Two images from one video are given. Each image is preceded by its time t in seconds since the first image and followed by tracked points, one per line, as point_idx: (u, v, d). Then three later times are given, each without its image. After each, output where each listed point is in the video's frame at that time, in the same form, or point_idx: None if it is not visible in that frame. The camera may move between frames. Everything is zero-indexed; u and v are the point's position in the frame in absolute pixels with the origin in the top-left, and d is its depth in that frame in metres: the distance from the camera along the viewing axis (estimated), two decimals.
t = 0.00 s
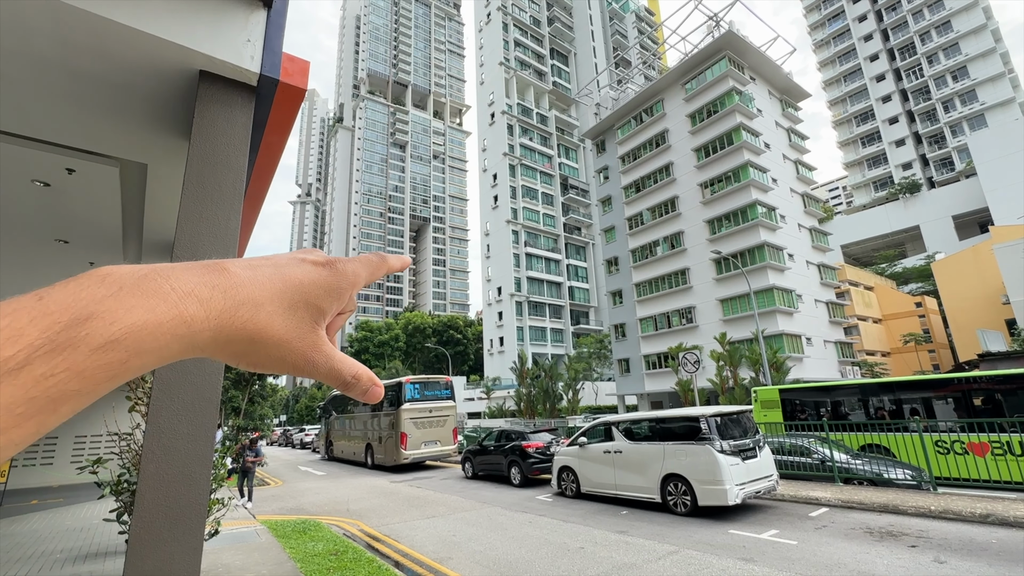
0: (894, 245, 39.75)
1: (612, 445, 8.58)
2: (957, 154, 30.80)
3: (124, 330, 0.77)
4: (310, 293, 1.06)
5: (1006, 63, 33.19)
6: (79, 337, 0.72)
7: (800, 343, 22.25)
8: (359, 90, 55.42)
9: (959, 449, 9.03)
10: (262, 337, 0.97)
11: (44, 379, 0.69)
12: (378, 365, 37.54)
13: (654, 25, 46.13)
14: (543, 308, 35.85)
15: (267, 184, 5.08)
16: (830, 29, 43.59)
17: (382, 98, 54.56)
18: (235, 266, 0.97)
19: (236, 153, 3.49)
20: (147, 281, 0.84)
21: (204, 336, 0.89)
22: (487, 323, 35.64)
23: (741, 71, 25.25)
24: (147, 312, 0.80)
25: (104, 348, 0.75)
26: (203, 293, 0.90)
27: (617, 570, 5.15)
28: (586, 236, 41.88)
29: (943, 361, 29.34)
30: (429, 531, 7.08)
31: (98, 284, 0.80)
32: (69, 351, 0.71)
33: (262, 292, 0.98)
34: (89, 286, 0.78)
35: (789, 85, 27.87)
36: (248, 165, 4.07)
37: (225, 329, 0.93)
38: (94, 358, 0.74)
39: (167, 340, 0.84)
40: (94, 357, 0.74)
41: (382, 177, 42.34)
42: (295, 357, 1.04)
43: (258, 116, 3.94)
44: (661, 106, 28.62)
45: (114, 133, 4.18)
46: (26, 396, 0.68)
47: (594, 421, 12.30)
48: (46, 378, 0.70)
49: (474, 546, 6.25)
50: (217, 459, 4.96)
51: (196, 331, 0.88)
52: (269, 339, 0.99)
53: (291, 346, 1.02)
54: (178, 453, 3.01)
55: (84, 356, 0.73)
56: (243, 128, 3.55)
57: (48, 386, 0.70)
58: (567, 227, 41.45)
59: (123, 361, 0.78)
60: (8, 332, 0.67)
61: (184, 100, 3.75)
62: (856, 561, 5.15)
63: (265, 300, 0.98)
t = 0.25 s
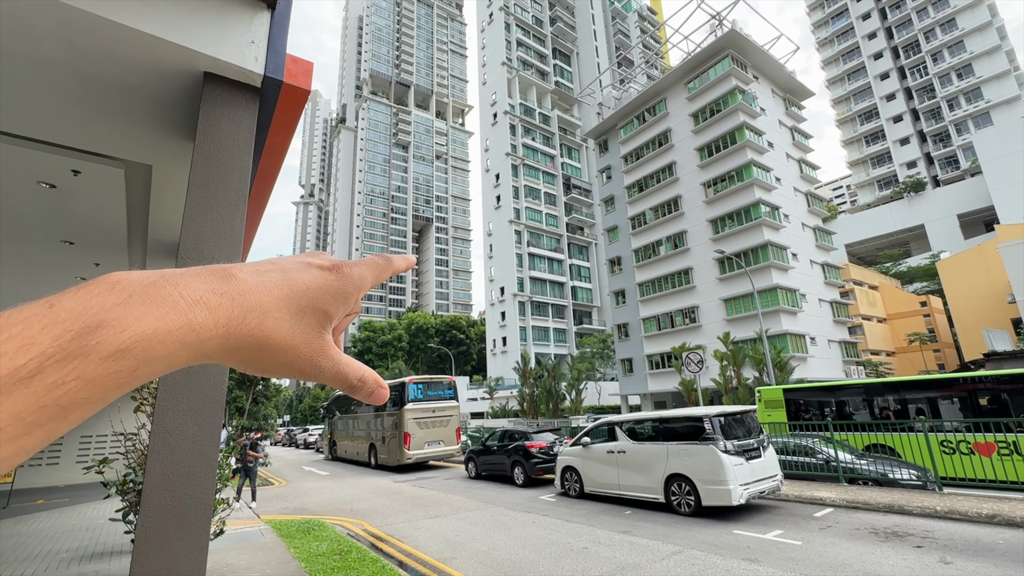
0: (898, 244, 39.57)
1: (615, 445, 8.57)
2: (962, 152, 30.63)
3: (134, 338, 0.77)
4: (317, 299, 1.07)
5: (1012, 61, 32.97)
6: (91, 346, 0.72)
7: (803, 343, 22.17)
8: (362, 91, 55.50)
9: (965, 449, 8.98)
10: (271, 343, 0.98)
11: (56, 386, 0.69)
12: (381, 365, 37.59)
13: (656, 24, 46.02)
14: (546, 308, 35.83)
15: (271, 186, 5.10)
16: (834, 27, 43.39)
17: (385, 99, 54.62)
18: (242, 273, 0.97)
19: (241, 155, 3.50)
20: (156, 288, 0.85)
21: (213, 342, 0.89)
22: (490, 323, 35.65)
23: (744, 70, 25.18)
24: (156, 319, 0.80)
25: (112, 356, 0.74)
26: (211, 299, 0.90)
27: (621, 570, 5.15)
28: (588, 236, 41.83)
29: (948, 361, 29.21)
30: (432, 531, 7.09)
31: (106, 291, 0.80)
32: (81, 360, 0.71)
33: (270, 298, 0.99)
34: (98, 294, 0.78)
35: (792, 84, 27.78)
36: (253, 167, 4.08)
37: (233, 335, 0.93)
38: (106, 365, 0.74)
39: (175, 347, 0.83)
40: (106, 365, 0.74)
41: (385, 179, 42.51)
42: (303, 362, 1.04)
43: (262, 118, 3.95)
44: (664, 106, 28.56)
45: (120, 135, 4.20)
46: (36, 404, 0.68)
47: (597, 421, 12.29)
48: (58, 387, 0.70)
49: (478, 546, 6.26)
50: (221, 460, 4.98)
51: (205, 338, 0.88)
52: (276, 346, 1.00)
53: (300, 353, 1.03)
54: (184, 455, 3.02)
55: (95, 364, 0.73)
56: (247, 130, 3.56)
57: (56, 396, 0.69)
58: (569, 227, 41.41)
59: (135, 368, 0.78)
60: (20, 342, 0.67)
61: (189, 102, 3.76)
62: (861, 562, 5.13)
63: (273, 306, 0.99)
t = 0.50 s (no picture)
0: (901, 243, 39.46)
1: (617, 444, 8.56)
2: (965, 151, 30.52)
3: (119, 321, 0.75)
4: (306, 285, 1.07)
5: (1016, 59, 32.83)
6: (73, 329, 0.69)
7: (806, 342, 22.13)
8: (364, 91, 55.53)
9: (968, 449, 8.95)
10: (262, 329, 0.97)
11: (38, 371, 0.66)
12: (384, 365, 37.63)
13: (658, 24, 45.93)
14: (548, 308, 35.83)
15: (272, 186, 5.10)
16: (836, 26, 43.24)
17: (386, 99, 54.64)
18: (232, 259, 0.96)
19: (243, 154, 3.51)
20: (142, 272, 0.83)
21: (202, 327, 0.88)
22: (492, 322, 35.66)
23: (746, 69, 25.13)
24: (141, 303, 0.78)
25: (96, 342, 0.71)
26: (200, 285, 0.89)
27: (624, 570, 5.14)
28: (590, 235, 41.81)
29: (952, 360, 29.09)
30: (435, 531, 7.09)
31: (89, 274, 0.78)
32: (65, 344, 0.68)
33: (259, 283, 0.98)
34: (82, 276, 0.76)
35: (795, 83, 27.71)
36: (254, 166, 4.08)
37: (223, 321, 0.91)
38: (98, 346, 0.71)
39: (165, 332, 0.82)
40: (90, 348, 0.71)
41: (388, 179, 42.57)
42: (296, 351, 1.03)
43: (264, 118, 3.95)
44: (666, 105, 28.50)
45: (122, 134, 4.19)
46: (13, 392, 0.63)
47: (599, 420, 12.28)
48: (39, 371, 0.66)
49: (480, 545, 6.25)
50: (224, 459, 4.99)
51: (193, 324, 0.86)
52: (267, 333, 0.99)
53: (292, 340, 1.03)
54: (187, 454, 3.02)
55: (80, 348, 0.70)
56: (249, 129, 3.56)
57: (38, 380, 0.66)
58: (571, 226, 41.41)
59: (121, 354, 0.75)
60: None
61: (190, 101, 3.76)
62: (865, 561, 5.11)
63: (263, 293, 0.98)
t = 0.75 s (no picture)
0: (903, 242, 39.40)
1: (618, 443, 8.57)
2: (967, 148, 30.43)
3: (117, 318, 0.78)
4: (310, 279, 1.06)
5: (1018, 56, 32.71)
6: (71, 326, 0.74)
7: (807, 341, 22.11)
8: (364, 89, 55.44)
9: (970, 447, 8.93)
10: (261, 324, 0.98)
11: (35, 367, 0.71)
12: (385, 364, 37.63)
13: (659, 22, 45.81)
14: (549, 307, 35.84)
15: (273, 185, 5.11)
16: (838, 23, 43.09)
17: (386, 98, 54.56)
18: (232, 255, 0.97)
19: (244, 154, 3.51)
20: (143, 269, 0.86)
21: (200, 324, 0.90)
22: (493, 321, 35.67)
23: (747, 66, 25.07)
24: (139, 300, 0.82)
25: (91, 339, 0.76)
26: (199, 281, 0.91)
27: (624, 568, 5.14)
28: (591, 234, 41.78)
29: (953, 359, 29.02)
30: (436, 529, 7.11)
31: (93, 266, 0.82)
32: (62, 340, 0.73)
33: (258, 278, 0.98)
34: (82, 269, 0.80)
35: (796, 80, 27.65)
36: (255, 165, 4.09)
37: (221, 318, 0.93)
38: (92, 344, 0.76)
39: (164, 329, 0.85)
40: (88, 344, 0.76)
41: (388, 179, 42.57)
42: (299, 347, 1.03)
43: (265, 117, 3.95)
44: (666, 103, 28.44)
45: (123, 134, 4.21)
46: (11, 388, 0.69)
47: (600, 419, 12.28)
48: (36, 367, 0.71)
49: (481, 544, 6.26)
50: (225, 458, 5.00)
51: (191, 321, 0.88)
52: (270, 327, 1.00)
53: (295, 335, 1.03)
54: (189, 453, 3.03)
55: (76, 344, 0.75)
56: (249, 129, 3.56)
57: (38, 374, 0.72)
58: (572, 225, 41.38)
59: (118, 351, 0.80)
60: None
61: (191, 102, 3.77)
62: (866, 560, 5.11)
63: (263, 287, 0.99)
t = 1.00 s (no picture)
0: (901, 240, 39.51)
1: (617, 440, 8.58)
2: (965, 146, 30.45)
3: (113, 307, 0.80)
4: (317, 264, 1.07)
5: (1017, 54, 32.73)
6: (65, 316, 0.76)
7: (806, 339, 22.16)
8: (363, 87, 55.33)
9: (968, 445, 8.96)
10: (266, 312, 0.99)
11: (28, 357, 0.73)
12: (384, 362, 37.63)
13: (658, 19, 45.78)
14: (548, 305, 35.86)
15: (272, 183, 5.11)
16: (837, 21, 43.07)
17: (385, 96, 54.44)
18: (233, 244, 0.98)
19: (242, 152, 3.50)
20: (142, 257, 0.87)
21: (203, 312, 0.91)
22: (492, 319, 35.67)
23: (746, 64, 25.07)
24: (138, 289, 0.83)
25: (89, 329, 0.77)
26: (198, 272, 0.92)
27: (623, 565, 5.15)
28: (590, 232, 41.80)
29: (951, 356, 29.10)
30: (435, 527, 7.11)
31: (92, 254, 0.84)
32: (56, 331, 0.75)
33: (260, 266, 0.99)
34: (81, 257, 0.82)
35: (795, 78, 27.64)
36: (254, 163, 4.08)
37: (223, 306, 0.94)
38: (88, 334, 0.77)
39: (163, 320, 0.86)
40: (84, 334, 0.77)
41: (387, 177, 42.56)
42: (309, 335, 1.06)
43: (263, 115, 3.94)
44: (666, 101, 28.41)
45: (120, 132, 4.20)
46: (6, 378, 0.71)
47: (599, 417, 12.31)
48: (28, 359, 0.73)
49: (480, 542, 6.27)
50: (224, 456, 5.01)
51: (192, 311, 0.89)
52: (276, 315, 1.01)
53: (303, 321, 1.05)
54: (188, 449, 3.04)
55: (71, 334, 0.76)
56: (248, 127, 3.55)
57: (31, 366, 0.73)
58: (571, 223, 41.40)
59: (115, 341, 0.81)
60: None
61: (188, 99, 3.77)
62: (863, 557, 5.13)
63: (266, 276, 0.99)
